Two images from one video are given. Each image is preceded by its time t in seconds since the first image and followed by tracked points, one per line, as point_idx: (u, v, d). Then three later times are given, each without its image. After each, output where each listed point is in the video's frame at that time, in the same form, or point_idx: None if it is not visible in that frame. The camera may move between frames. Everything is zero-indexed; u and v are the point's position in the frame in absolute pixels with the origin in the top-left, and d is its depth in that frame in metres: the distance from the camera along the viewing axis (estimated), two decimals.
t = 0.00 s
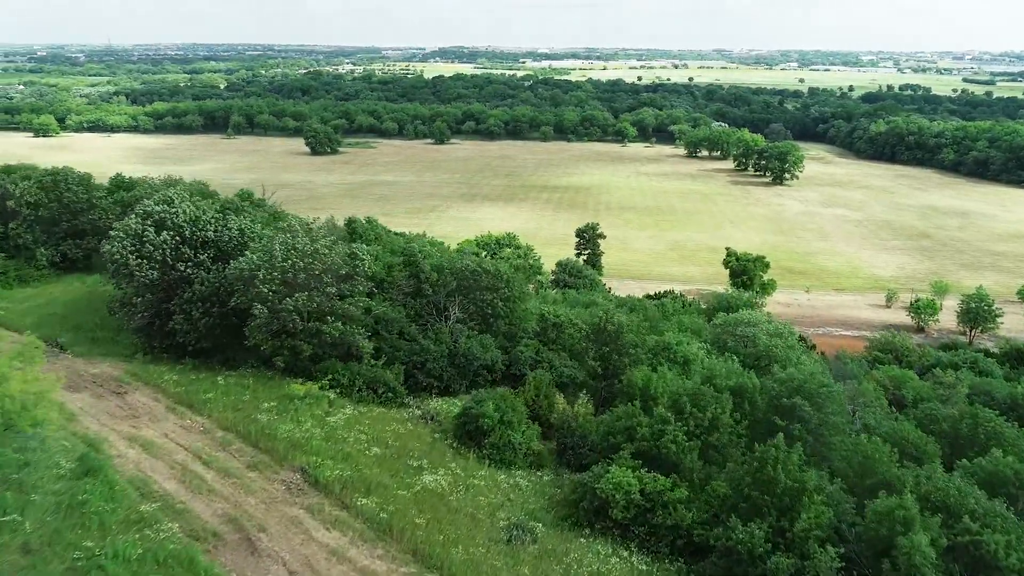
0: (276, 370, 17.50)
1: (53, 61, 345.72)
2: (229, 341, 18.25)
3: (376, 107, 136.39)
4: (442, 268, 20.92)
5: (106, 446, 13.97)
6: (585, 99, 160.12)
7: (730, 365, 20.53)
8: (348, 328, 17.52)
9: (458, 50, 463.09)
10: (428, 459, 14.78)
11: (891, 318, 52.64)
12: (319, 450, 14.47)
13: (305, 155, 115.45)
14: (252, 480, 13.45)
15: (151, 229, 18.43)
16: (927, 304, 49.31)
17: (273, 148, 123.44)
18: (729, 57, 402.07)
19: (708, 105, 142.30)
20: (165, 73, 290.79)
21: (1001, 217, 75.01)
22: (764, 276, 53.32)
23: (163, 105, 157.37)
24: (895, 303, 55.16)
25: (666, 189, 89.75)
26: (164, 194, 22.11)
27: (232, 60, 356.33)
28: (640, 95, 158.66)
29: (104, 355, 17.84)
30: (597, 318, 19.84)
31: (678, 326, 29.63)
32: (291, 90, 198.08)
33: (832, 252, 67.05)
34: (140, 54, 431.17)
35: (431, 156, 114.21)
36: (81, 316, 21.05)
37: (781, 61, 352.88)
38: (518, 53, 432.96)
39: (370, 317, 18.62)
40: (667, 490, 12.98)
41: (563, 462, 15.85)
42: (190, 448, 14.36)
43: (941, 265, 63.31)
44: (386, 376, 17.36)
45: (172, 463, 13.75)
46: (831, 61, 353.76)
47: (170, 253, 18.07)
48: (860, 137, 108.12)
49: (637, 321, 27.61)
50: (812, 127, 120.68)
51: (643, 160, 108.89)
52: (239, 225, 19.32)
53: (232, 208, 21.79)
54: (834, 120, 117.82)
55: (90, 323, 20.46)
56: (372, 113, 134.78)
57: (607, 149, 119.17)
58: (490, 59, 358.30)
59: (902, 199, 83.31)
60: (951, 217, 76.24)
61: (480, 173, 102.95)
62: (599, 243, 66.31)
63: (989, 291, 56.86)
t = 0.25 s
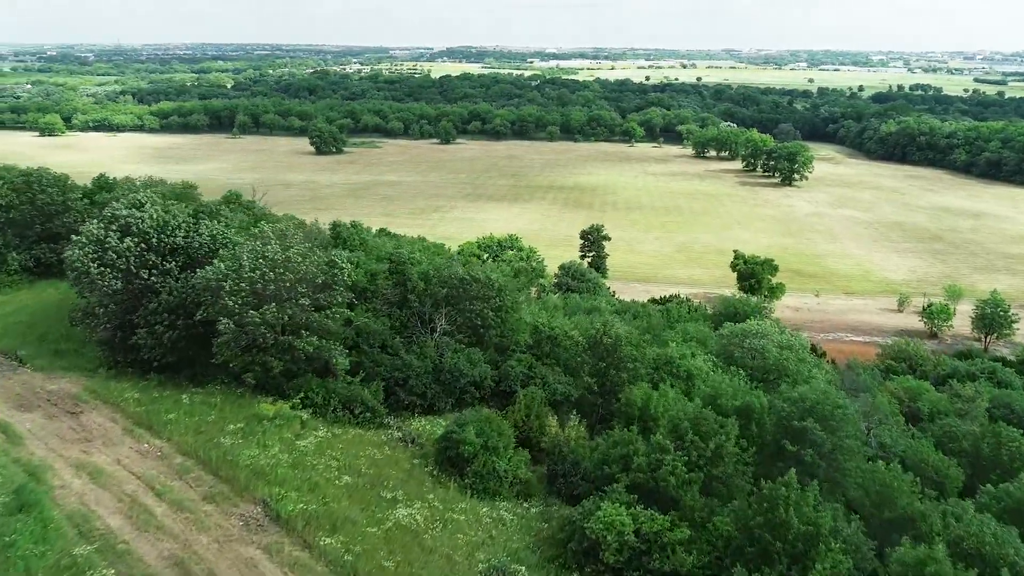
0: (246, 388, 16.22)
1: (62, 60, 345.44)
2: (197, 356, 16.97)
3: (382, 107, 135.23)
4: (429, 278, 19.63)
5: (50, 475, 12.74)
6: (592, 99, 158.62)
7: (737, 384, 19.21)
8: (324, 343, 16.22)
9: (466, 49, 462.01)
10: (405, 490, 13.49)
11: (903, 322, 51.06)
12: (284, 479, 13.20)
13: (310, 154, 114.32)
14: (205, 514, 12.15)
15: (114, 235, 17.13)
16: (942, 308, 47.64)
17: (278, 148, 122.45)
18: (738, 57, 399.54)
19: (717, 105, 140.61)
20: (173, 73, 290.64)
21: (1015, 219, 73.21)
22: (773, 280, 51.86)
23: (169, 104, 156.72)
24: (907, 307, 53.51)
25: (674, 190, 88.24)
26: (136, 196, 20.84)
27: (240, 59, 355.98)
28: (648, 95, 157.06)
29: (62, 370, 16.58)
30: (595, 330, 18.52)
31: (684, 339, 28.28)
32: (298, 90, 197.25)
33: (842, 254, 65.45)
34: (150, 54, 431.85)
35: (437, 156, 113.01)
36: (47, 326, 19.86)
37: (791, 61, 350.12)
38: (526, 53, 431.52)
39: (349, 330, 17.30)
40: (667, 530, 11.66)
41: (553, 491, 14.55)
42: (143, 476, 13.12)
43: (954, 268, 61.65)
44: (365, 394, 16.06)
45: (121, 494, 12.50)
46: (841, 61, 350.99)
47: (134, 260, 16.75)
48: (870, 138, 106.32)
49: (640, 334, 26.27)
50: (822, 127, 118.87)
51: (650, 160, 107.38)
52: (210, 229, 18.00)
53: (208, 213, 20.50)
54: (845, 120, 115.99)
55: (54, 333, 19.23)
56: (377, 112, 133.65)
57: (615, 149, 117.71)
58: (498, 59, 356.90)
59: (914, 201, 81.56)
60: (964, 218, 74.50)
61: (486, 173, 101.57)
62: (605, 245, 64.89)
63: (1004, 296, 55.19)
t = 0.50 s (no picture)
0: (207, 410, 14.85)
1: (76, 60, 345.36)
2: (155, 374, 15.57)
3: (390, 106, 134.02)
4: (413, 288, 18.21)
5: None
6: (602, 99, 156.99)
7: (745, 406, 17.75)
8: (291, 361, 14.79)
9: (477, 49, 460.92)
10: (373, 531, 12.11)
11: (919, 328, 49.25)
12: (236, 518, 11.83)
13: (316, 155, 113.21)
14: (141, 561, 10.70)
15: (66, 241, 15.73)
16: (960, 315, 45.80)
17: (285, 147, 121.47)
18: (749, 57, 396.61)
19: (728, 105, 138.70)
20: (184, 72, 290.74)
21: None
22: (785, 285, 50.20)
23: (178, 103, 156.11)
24: (923, 313, 51.64)
25: (683, 191, 86.55)
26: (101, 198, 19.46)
27: (250, 59, 355.95)
28: (659, 95, 155.24)
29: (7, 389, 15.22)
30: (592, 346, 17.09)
31: (690, 350, 26.84)
32: (307, 90, 196.42)
33: (855, 257, 63.60)
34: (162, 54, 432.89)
35: (445, 156, 111.78)
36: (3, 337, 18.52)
37: (803, 61, 346.84)
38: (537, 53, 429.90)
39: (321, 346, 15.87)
40: None
41: (540, 530, 13.14)
42: (79, 514, 11.74)
43: (971, 272, 59.73)
44: (337, 418, 14.66)
45: (50, 536, 11.14)
46: (854, 61, 347.65)
47: (87, 270, 15.35)
48: (884, 138, 104.26)
49: (643, 346, 24.84)
50: (834, 128, 116.82)
51: (660, 161, 105.68)
52: (172, 235, 16.59)
53: (178, 218, 19.09)
54: (858, 120, 113.91)
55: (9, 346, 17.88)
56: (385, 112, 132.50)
57: (624, 150, 116.07)
58: (508, 59, 355.37)
59: (929, 203, 79.55)
60: (981, 221, 72.45)
61: (493, 173, 100.13)
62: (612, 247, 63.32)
63: None
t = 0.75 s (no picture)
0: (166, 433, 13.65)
1: (88, 60, 345.98)
2: (111, 393, 14.34)
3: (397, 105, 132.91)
4: (397, 298, 16.95)
5: None
6: (611, 99, 155.52)
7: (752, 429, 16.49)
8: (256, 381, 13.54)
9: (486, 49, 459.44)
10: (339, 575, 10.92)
11: (935, 334, 47.59)
12: (186, 565, 10.59)
13: (323, 154, 112.15)
14: None
15: (15, 249, 14.51)
16: (978, 320, 44.21)
17: (292, 147, 120.50)
18: (760, 56, 393.62)
19: (738, 105, 137.03)
20: (194, 71, 290.58)
21: None
22: (796, 290, 48.69)
23: (186, 102, 155.31)
24: (939, 318, 49.93)
25: (693, 191, 85.00)
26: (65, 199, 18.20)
27: (260, 59, 355.73)
28: (668, 95, 153.65)
29: None
30: (587, 363, 15.79)
31: (696, 362, 25.47)
32: (316, 89, 195.59)
33: (868, 260, 61.96)
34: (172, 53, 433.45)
35: (452, 156, 110.52)
36: None
37: (814, 61, 343.85)
38: (546, 53, 428.26)
39: (292, 362, 14.70)
40: None
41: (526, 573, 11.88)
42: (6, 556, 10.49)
43: (987, 276, 58.01)
44: (305, 444, 13.37)
45: None
46: (865, 61, 344.53)
47: (38, 280, 14.17)
48: (897, 138, 102.42)
49: (646, 361, 23.51)
50: (846, 128, 115.00)
51: (669, 161, 104.09)
52: (134, 242, 15.40)
53: (146, 222, 17.89)
54: (870, 120, 112.10)
55: None
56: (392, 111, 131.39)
57: (633, 149, 114.55)
58: (518, 58, 354.17)
59: (944, 204, 77.71)
60: (997, 223, 70.63)
61: (500, 173, 98.77)
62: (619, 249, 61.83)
63: None
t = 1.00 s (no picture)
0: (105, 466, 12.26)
1: (99, 59, 346.56)
2: (48, 420, 12.94)
3: (404, 105, 131.64)
4: (372, 311, 15.57)
5: None
6: (620, 99, 153.80)
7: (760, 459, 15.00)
8: (207, 408, 12.16)
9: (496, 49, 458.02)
10: None
11: (952, 341, 45.72)
12: None
13: (328, 154, 110.96)
14: None
15: None
16: (997, 327, 42.29)
17: (298, 147, 119.38)
18: (771, 56, 390.58)
19: (749, 105, 135.09)
20: (203, 70, 290.29)
21: None
22: (808, 293, 47.02)
23: (194, 102, 154.54)
24: (956, 324, 48.05)
25: (702, 192, 83.23)
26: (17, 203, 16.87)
27: (270, 59, 355.51)
28: (678, 95, 151.81)
29: None
30: (578, 385, 14.37)
31: (700, 377, 23.98)
32: (324, 89, 194.67)
33: (881, 264, 60.06)
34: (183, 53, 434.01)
35: (458, 156, 109.11)
36: None
37: (826, 61, 340.58)
38: (556, 53, 426.47)
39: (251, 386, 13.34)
40: None
41: None
42: None
43: (1005, 281, 56.03)
44: (260, 480, 12.01)
45: None
46: (877, 61, 340.99)
47: None
48: (910, 139, 100.30)
49: (648, 376, 22.05)
50: (859, 128, 112.90)
51: (678, 161, 102.30)
52: (79, 252, 14.02)
53: (101, 229, 16.52)
54: (883, 121, 109.99)
55: None
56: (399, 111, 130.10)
57: (642, 150, 112.77)
58: (527, 58, 352.59)
59: (959, 206, 75.63)
60: (1015, 226, 68.54)
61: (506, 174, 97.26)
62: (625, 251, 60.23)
63: None
